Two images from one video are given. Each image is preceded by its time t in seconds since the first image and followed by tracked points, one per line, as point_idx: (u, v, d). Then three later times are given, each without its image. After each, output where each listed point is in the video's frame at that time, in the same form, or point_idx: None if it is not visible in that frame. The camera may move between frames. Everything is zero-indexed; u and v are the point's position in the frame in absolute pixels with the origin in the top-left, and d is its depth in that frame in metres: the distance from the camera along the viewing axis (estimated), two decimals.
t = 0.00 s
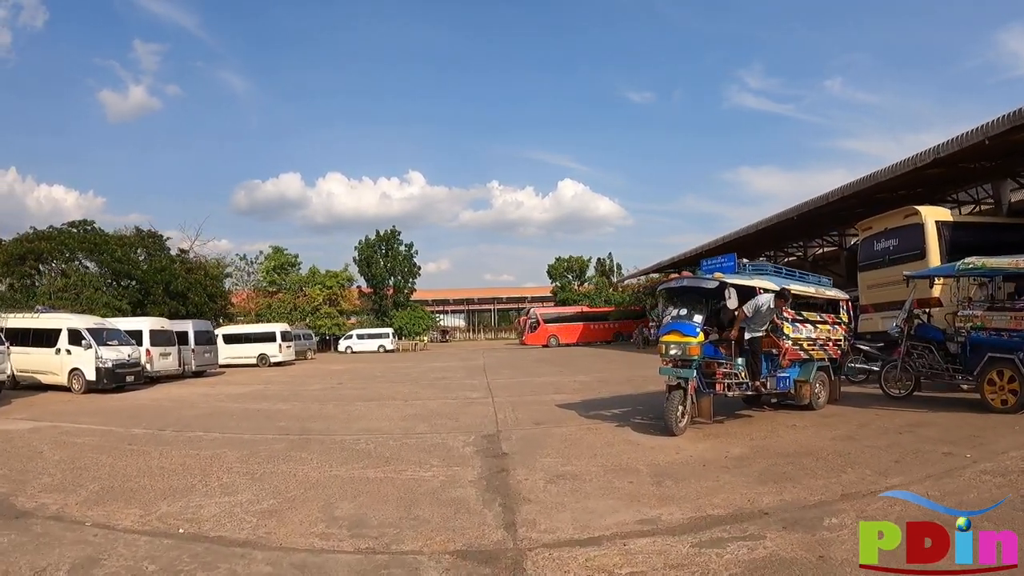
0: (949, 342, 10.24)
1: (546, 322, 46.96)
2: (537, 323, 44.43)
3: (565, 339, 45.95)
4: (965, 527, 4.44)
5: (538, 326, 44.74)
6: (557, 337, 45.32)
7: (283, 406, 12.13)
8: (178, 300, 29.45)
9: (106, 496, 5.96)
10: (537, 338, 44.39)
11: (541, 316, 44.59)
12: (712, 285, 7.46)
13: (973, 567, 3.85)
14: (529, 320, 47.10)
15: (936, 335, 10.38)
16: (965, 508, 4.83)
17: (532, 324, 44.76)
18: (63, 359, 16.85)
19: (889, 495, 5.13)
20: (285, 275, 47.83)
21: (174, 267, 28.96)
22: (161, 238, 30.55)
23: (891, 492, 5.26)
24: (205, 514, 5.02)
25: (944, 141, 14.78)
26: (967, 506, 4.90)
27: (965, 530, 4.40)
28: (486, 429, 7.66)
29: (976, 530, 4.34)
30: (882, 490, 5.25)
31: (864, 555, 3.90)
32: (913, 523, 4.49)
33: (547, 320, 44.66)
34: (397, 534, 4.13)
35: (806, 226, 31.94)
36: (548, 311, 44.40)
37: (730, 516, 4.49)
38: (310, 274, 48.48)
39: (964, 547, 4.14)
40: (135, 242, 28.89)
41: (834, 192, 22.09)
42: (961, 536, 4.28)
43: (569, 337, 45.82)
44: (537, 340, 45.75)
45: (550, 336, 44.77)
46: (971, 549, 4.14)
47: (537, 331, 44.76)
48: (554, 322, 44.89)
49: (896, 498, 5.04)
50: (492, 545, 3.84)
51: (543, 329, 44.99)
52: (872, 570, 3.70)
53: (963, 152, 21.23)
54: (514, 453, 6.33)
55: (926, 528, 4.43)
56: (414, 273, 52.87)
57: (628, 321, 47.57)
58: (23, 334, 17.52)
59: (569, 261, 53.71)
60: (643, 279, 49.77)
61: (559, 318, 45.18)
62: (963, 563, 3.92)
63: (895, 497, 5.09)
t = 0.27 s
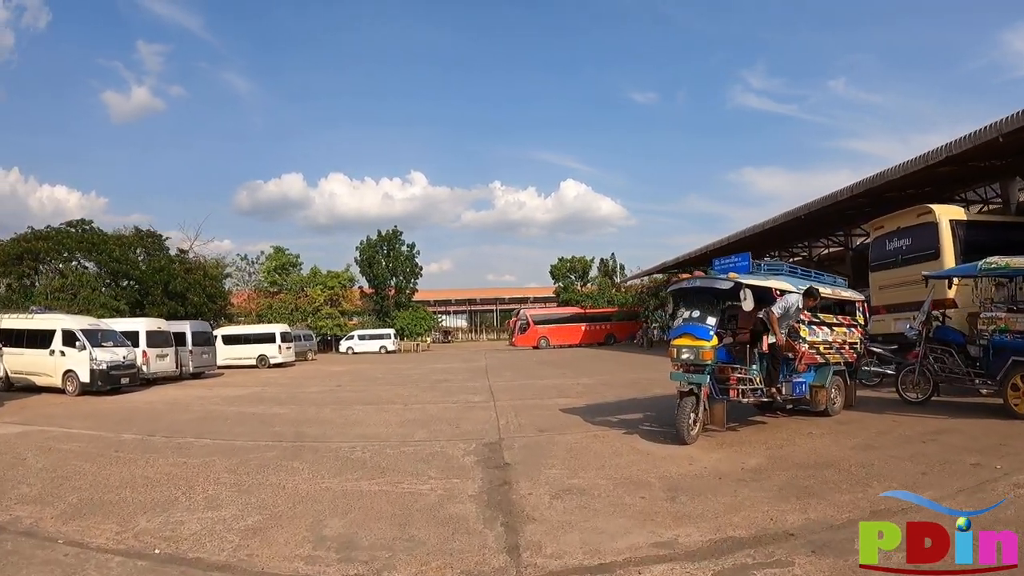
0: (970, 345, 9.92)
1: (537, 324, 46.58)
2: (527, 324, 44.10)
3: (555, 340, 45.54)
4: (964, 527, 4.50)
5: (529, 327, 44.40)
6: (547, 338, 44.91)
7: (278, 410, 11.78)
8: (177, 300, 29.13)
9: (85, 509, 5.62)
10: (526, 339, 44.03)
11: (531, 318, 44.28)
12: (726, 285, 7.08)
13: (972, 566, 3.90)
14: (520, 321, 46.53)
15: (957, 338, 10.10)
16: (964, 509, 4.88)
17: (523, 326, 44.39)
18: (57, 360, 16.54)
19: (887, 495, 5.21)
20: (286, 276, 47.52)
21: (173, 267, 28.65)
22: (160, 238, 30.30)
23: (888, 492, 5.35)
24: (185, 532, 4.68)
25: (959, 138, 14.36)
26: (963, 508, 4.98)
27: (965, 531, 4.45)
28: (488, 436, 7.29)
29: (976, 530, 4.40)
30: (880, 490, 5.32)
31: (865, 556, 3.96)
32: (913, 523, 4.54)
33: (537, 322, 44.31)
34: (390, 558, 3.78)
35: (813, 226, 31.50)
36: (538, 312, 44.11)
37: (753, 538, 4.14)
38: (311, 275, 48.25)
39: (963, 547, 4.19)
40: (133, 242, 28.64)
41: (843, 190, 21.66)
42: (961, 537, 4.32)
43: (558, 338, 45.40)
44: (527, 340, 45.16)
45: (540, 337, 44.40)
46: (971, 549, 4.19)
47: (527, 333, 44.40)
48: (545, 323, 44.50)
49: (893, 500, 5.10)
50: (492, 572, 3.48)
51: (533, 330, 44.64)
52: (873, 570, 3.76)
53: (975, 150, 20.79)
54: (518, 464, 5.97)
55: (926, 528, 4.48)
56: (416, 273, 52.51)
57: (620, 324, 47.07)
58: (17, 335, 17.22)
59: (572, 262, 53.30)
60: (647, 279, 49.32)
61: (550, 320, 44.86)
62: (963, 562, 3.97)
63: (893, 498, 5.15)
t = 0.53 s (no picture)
0: (996, 344, 9.54)
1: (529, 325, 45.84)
2: (518, 325, 43.71)
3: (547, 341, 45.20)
4: (966, 526, 4.39)
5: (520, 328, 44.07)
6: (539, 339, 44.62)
7: (276, 411, 11.42)
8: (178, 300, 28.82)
9: (64, 518, 5.28)
10: (518, 340, 43.68)
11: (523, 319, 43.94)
12: (745, 281, 6.66)
13: (972, 567, 3.81)
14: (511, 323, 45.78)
15: (982, 338, 9.71)
16: (966, 508, 4.77)
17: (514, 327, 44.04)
18: (53, 360, 16.24)
19: (889, 495, 5.11)
20: (289, 276, 47.22)
21: (173, 267, 28.34)
22: (161, 237, 30.04)
23: (891, 491, 5.24)
24: (167, 545, 4.32)
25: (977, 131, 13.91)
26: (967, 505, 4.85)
27: (964, 530, 4.35)
28: (494, 440, 6.91)
29: (977, 530, 4.29)
30: (882, 490, 5.22)
31: (862, 557, 3.87)
32: (913, 523, 4.44)
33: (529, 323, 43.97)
34: None
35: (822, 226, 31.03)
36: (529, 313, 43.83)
37: (787, 554, 3.77)
38: (314, 275, 48.07)
39: (963, 546, 4.11)
40: (134, 241, 28.39)
41: (855, 188, 21.21)
42: (961, 536, 4.24)
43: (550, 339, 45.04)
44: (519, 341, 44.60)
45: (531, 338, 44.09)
46: (971, 549, 4.09)
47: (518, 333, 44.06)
48: (536, 325, 44.18)
49: (895, 497, 5.00)
50: None
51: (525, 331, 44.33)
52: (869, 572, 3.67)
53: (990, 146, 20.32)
54: (526, 470, 5.59)
55: (927, 528, 4.38)
56: (419, 274, 52.17)
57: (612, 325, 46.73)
58: (13, 334, 16.92)
59: (577, 262, 52.89)
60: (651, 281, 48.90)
61: (542, 321, 44.54)
62: (963, 563, 3.88)
63: (894, 496, 5.05)
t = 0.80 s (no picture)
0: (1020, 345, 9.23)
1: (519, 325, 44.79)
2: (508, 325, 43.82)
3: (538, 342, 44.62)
4: (964, 526, 4.46)
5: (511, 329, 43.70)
6: (530, 340, 44.10)
7: (275, 415, 11.10)
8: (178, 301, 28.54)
9: (45, 533, 4.96)
10: (507, 342, 43.20)
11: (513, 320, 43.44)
12: (766, 281, 6.31)
13: (972, 567, 3.89)
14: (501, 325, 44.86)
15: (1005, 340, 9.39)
16: (964, 507, 4.84)
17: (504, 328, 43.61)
18: (50, 361, 15.97)
19: (889, 495, 5.15)
20: (291, 277, 46.97)
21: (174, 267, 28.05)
22: (161, 237, 29.81)
23: (890, 491, 5.28)
24: (150, 567, 4.00)
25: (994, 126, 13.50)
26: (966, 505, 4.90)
27: (964, 530, 4.41)
28: (500, 448, 6.57)
29: (975, 530, 4.36)
30: (882, 490, 5.26)
31: (864, 556, 3.94)
32: (913, 523, 4.50)
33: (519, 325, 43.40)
34: None
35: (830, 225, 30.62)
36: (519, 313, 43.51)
37: None
38: (317, 276, 47.96)
39: (963, 546, 4.17)
40: (133, 241, 28.19)
41: (865, 186, 20.80)
42: (960, 536, 4.30)
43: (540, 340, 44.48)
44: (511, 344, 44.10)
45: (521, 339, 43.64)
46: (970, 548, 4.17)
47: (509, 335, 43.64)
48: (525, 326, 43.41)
49: (895, 497, 5.04)
50: None
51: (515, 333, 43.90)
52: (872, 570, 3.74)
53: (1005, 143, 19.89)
54: (536, 482, 5.24)
55: (926, 528, 4.45)
56: (422, 274, 51.87)
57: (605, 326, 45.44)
58: (10, 336, 16.65)
59: (580, 263, 52.53)
60: (656, 281, 48.46)
61: (532, 322, 44.09)
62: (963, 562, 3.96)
63: (894, 496, 5.11)
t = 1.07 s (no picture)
0: None
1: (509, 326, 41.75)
2: (497, 327, 40.18)
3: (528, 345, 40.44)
4: (964, 527, 4.37)
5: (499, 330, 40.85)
6: (520, 343, 40.19)
7: (271, 418, 10.76)
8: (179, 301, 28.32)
9: (16, 545, 4.64)
10: (496, 343, 40.51)
11: (502, 320, 40.40)
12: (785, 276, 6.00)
13: (972, 567, 3.80)
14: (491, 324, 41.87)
15: None
16: (964, 508, 4.75)
17: (492, 329, 40.83)
18: (45, 362, 15.70)
19: (889, 495, 5.06)
20: (294, 278, 46.80)
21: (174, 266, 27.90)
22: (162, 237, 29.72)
23: (890, 490, 5.19)
24: None
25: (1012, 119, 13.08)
26: (968, 505, 4.81)
27: (964, 530, 4.32)
28: (503, 454, 6.22)
29: (975, 530, 4.28)
30: (882, 490, 5.16)
31: (863, 554, 3.86)
32: (912, 523, 4.42)
33: (509, 325, 40.35)
34: None
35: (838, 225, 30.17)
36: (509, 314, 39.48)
37: None
38: (319, 276, 47.71)
39: (963, 546, 4.09)
40: (132, 241, 28.22)
41: (876, 184, 20.39)
42: (960, 536, 4.21)
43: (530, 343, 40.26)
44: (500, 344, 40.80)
45: (510, 341, 40.23)
46: (970, 549, 4.07)
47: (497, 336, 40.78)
48: (516, 327, 40.47)
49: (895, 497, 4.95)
50: None
51: (504, 334, 40.80)
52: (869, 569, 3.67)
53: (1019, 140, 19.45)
54: (542, 491, 4.87)
55: (925, 528, 4.36)
56: (425, 275, 51.60)
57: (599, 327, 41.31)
58: (5, 336, 16.39)
59: (584, 264, 52.19)
60: (660, 282, 47.95)
61: (522, 322, 40.07)
62: (962, 562, 3.87)
63: (893, 497, 5.02)
